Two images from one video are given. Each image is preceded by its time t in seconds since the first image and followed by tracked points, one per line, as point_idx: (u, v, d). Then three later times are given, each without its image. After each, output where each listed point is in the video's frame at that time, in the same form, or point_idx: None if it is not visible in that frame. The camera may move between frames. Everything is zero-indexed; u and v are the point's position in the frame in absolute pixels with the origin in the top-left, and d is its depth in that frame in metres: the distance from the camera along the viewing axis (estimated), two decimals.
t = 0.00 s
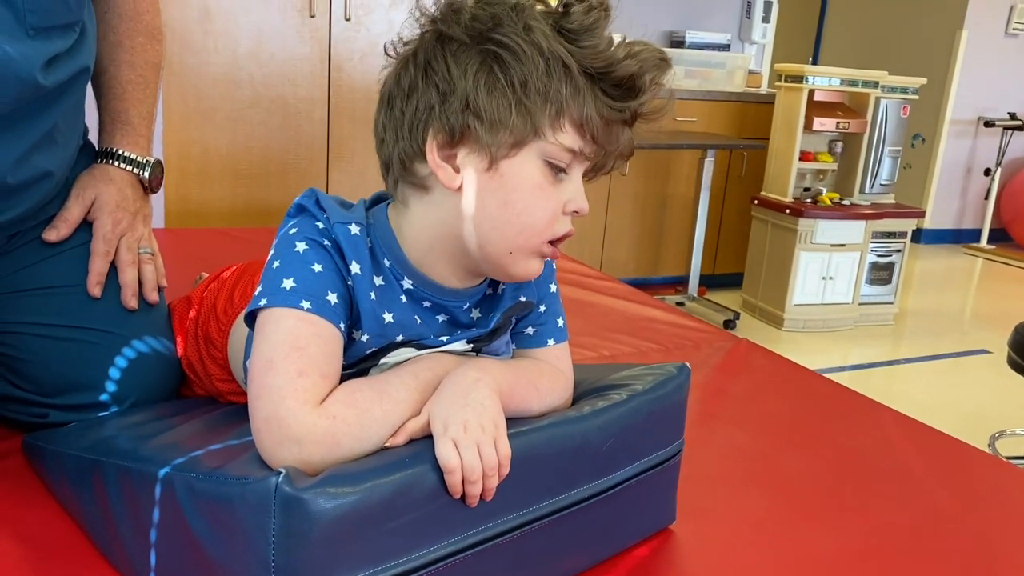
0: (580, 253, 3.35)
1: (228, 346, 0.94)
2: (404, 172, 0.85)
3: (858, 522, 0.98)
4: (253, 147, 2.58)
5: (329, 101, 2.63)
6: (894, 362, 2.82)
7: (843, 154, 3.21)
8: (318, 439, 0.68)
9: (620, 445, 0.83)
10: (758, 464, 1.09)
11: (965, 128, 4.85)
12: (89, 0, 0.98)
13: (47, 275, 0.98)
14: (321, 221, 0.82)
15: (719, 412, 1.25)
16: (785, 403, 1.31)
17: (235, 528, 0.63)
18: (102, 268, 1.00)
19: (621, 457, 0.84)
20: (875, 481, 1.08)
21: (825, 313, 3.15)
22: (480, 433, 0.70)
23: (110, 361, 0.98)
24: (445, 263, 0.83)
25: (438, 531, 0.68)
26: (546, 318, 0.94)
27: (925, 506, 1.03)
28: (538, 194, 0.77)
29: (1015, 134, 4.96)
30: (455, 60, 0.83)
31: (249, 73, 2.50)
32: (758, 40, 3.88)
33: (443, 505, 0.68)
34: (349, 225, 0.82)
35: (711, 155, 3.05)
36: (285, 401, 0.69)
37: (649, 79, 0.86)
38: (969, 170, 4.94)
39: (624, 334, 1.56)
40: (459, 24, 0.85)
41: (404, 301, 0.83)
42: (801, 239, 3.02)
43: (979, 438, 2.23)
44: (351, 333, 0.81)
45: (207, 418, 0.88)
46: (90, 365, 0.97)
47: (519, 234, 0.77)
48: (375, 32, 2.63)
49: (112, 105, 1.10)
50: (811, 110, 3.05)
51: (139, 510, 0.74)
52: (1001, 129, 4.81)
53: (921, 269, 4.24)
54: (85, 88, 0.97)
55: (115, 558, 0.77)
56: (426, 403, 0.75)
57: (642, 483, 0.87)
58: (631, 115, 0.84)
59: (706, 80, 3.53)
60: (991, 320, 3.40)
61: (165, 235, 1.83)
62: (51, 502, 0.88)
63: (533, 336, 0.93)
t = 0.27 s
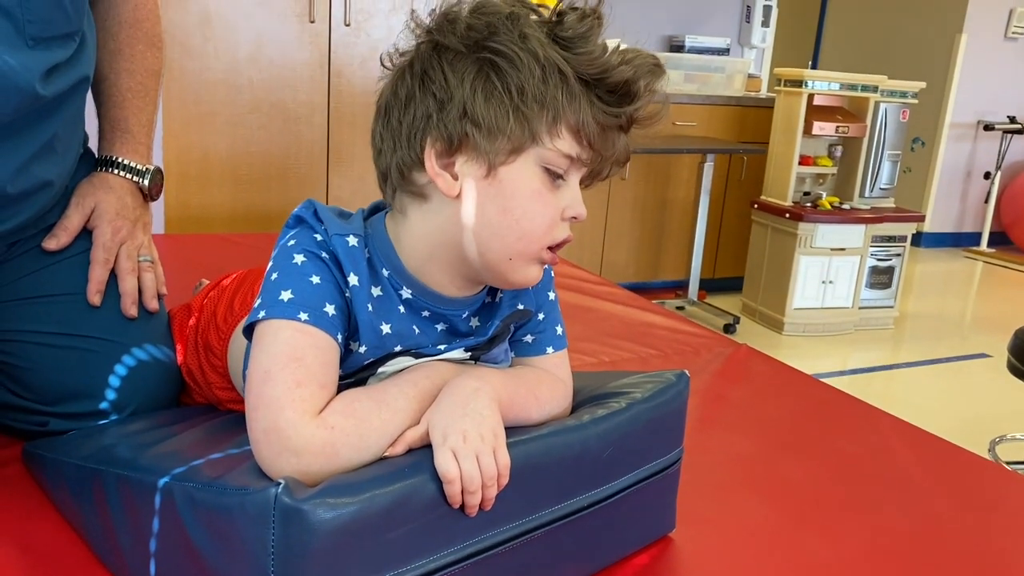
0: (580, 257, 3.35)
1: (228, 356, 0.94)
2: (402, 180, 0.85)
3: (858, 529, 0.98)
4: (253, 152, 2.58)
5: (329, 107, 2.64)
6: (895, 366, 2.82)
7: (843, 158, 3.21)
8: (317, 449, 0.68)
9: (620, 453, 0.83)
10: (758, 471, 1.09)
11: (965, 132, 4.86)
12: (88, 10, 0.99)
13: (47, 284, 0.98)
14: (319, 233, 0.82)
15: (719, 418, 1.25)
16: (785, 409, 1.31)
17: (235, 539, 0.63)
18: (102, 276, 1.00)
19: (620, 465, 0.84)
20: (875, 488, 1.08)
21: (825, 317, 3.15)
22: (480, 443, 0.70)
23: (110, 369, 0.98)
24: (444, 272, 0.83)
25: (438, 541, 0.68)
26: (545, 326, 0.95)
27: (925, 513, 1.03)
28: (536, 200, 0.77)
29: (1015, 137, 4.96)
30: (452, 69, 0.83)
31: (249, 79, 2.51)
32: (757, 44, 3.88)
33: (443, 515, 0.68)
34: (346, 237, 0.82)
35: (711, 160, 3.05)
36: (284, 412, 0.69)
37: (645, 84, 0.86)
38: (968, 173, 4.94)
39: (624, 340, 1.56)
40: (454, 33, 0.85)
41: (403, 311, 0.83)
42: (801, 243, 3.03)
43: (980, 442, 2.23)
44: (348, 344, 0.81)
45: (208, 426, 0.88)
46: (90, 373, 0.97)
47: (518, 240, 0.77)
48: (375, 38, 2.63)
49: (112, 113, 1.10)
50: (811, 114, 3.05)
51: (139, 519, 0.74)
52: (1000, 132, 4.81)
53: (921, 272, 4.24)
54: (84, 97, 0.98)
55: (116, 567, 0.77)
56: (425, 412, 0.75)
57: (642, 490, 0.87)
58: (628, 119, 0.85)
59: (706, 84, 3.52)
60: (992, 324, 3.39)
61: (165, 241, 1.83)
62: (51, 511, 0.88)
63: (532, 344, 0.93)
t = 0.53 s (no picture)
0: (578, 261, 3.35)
1: (225, 365, 0.94)
2: (406, 190, 0.85)
3: (854, 535, 0.98)
4: (252, 158, 2.58)
5: (328, 112, 2.64)
6: (893, 369, 2.82)
7: (841, 161, 3.21)
8: (312, 459, 0.68)
9: (616, 460, 0.83)
10: (755, 477, 1.09)
11: (964, 135, 4.86)
12: (84, 18, 0.99)
13: (43, 291, 0.99)
14: (313, 243, 0.83)
15: (717, 423, 1.25)
16: (782, 414, 1.31)
17: (231, 548, 0.63)
18: (99, 284, 1.00)
19: (616, 472, 0.84)
20: (872, 494, 1.09)
21: (824, 320, 3.15)
22: (475, 452, 0.70)
23: (107, 377, 0.98)
24: (437, 287, 0.82)
25: (433, 550, 0.68)
26: (541, 334, 0.95)
27: (922, 519, 1.03)
28: (532, 225, 0.77)
29: (1013, 140, 4.96)
30: (467, 85, 0.83)
31: (248, 83, 2.51)
32: (756, 47, 3.89)
33: (438, 523, 0.68)
34: (340, 247, 0.83)
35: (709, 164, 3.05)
36: (279, 422, 0.69)
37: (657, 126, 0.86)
38: (967, 176, 4.95)
39: (622, 345, 1.56)
40: (475, 49, 0.86)
41: (397, 323, 0.84)
42: (799, 246, 3.03)
43: (979, 446, 2.23)
44: (341, 354, 0.82)
45: (205, 434, 0.88)
46: (87, 380, 0.97)
47: (510, 261, 0.77)
48: (373, 42, 2.63)
49: (108, 120, 1.10)
50: (809, 118, 3.05)
51: (135, 527, 0.74)
52: (999, 135, 4.81)
53: (920, 276, 4.24)
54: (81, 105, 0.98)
55: None
56: (421, 421, 0.75)
57: (638, 498, 0.87)
58: (637, 158, 0.84)
59: (704, 88, 3.53)
60: (991, 327, 3.39)
61: (163, 246, 1.83)
62: (47, 519, 0.88)
63: (527, 352, 0.93)
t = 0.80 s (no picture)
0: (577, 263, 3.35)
1: (225, 368, 0.94)
2: (413, 200, 0.84)
3: (855, 537, 0.97)
4: (251, 160, 2.58)
5: (326, 114, 2.64)
6: (893, 371, 2.82)
7: (840, 163, 3.21)
8: (312, 462, 0.68)
9: (616, 462, 0.83)
10: (755, 479, 1.09)
11: (962, 136, 4.87)
12: (82, 20, 0.99)
13: (40, 294, 0.98)
14: (316, 246, 0.83)
15: (717, 426, 1.25)
16: (782, 416, 1.30)
17: (229, 552, 0.63)
18: (97, 286, 1.00)
19: (616, 474, 0.84)
20: (872, 496, 1.08)
21: (823, 322, 3.15)
22: (474, 454, 0.70)
23: (105, 380, 0.98)
24: (438, 294, 0.82)
25: (431, 553, 0.68)
26: (541, 337, 0.95)
27: (922, 521, 1.03)
28: (537, 248, 0.76)
29: (1012, 141, 4.97)
30: (483, 101, 0.81)
31: (246, 86, 2.51)
32: (755, 49, 3.89)
33: (437, 526, 0.68)
34: (342, 252, 0.83)
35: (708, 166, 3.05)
36: (279, 425, 0.69)
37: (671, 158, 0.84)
38: (965, 178, 4.95)
39: (621, 347, 1.55)
40: (495, 64, 0.84)
41: (398, 327, 0.84)
42: (798, 248, 3.03)
43: (978, 447, 2.23)
44: (343, 359, 0.82)
45: (203, 437, 0.88)
46: (85, 383, 0.97)
47: (512, 282, 0.76)
48: (371, 44, 2.63)
49: (107, 122, 1.10)
50: (808, 120, 3.05)
51: (133, 531, 0.74)
52: (997, 137, 4.82)
53: (920, 277, 4.24)
54: (79, 108, 0.98)
55: None
56: (420, 423, 0.75)
57: (638, 500, 0.87)
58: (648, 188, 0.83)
59: (703, 90, 3.53)
60: (990, 329, 3.39)
61: (161, 249, 1.83)
62: (45, 522, 0.88)
63: (527, 355, 0.93)
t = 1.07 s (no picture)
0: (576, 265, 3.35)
1: (222, 372, 0.94)
2: (412, 204, 0.84)
3: (854, 539, 0.97)
4: (248, 162, 2.58)
5: (324, 117, 2.64)
6: (891, 372, 2.82)
7: (837, 164, 3.22)
8: (309, 466, 0.68)
9: (614, 464, 0.83)
10: (753, 480, 1.09)
11: (960, 138, 4.87)
12: (80, 22, 0.99)
13: (38, 297, 0.98)
14: (311, 250, 0.83)
15: (716, 427, 1.25)
16: (781, 418, 1.30)
17: (228, 555, 0.63)
18: (95, 290, 1.00)
19: (615, 476, 0.83)
20: (871, 498, 1.08)
21: (822, 323, 3.15)
22: (473, 457, 0.69)
23: (103, 383, 0.98)
24: (433, 299, 0.82)
25: (430, 556, 0.68)
26: (539, 340, 0.95)
27: (922, 522, 1.02)
28: (532, 260, 0.75)
29: (1009, 142, 4.97)
30: (484, 109, 0.80)
31: (244, 88, 2.51)
32: (752, 51, 3.89)
33: (436, 528, 0.67)
34: (337, 256, 0.82)
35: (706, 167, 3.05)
36: (276, 428, 0.69)
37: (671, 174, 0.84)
38: (963, 179, 4.96)
39: (619, 349, 1.55)
40: (499, 72, 0.83)
41: (394, 331, 0.84)
42: (796, 250, 3.03)
43: (977, 448, 2.23)
44: (340, 362, 0.82)
45: (201, 440, 0.88)
46: (83, 387, 0.97)
47: (506, 293, 0.76)
48: (369, 47, 2.63)
49: (104, 125, 1.10)
50: (805, 121, 3.06)
51: (131, 535, 0.74)
52: (995, 138, 4.82)
53: (918, 278, 4.25)
54: (76, 110, 0.98)
55: None
56: (418, 426, 0.75)
57: (637, 502, 0.87)
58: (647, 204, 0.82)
59: (701, 92, 3.53)
60: (988, 329, 3.40)
61: (159, 252, 1.83)
62: (43, 526, 0.87)
63: (525, 358, 0.93)
